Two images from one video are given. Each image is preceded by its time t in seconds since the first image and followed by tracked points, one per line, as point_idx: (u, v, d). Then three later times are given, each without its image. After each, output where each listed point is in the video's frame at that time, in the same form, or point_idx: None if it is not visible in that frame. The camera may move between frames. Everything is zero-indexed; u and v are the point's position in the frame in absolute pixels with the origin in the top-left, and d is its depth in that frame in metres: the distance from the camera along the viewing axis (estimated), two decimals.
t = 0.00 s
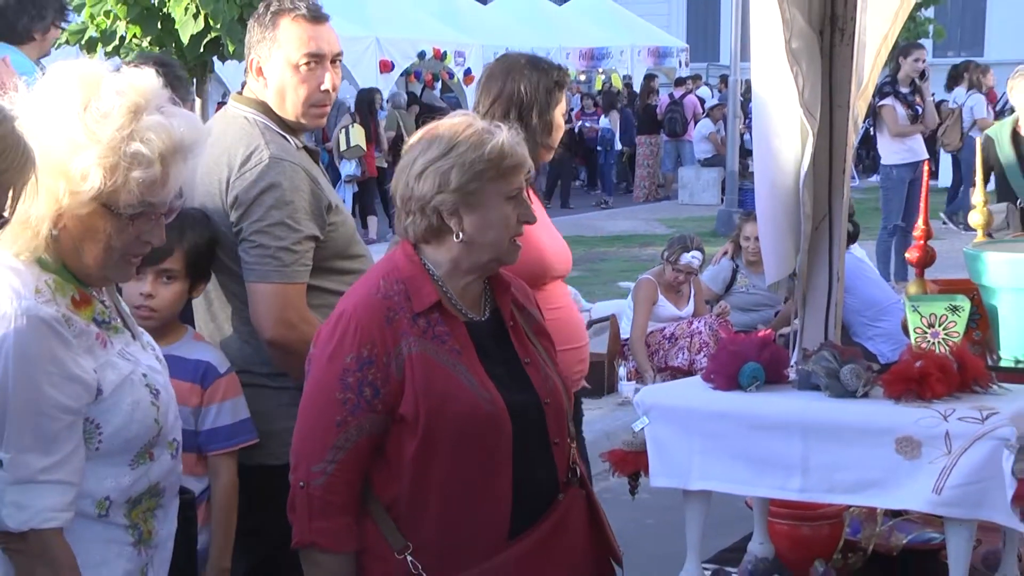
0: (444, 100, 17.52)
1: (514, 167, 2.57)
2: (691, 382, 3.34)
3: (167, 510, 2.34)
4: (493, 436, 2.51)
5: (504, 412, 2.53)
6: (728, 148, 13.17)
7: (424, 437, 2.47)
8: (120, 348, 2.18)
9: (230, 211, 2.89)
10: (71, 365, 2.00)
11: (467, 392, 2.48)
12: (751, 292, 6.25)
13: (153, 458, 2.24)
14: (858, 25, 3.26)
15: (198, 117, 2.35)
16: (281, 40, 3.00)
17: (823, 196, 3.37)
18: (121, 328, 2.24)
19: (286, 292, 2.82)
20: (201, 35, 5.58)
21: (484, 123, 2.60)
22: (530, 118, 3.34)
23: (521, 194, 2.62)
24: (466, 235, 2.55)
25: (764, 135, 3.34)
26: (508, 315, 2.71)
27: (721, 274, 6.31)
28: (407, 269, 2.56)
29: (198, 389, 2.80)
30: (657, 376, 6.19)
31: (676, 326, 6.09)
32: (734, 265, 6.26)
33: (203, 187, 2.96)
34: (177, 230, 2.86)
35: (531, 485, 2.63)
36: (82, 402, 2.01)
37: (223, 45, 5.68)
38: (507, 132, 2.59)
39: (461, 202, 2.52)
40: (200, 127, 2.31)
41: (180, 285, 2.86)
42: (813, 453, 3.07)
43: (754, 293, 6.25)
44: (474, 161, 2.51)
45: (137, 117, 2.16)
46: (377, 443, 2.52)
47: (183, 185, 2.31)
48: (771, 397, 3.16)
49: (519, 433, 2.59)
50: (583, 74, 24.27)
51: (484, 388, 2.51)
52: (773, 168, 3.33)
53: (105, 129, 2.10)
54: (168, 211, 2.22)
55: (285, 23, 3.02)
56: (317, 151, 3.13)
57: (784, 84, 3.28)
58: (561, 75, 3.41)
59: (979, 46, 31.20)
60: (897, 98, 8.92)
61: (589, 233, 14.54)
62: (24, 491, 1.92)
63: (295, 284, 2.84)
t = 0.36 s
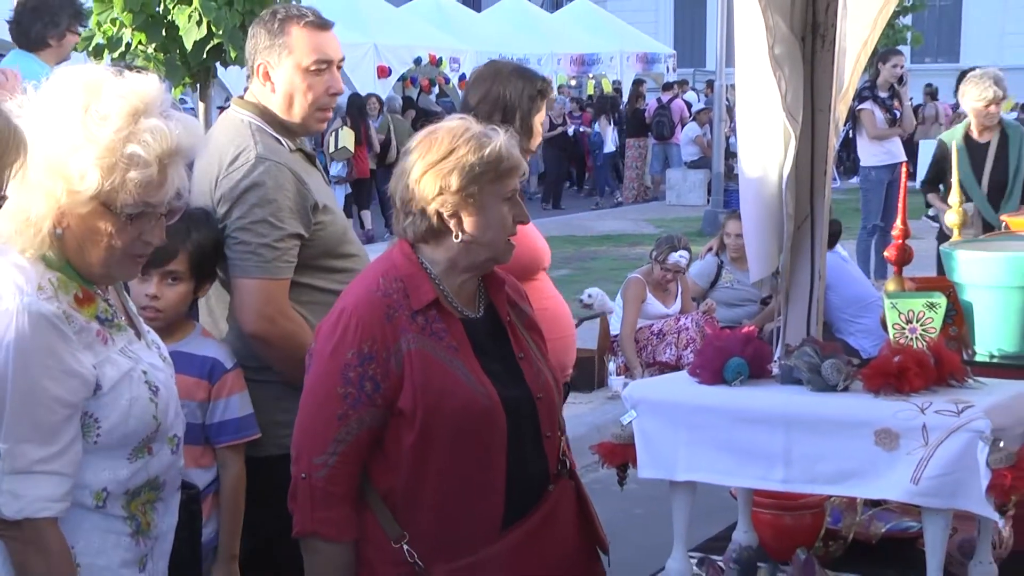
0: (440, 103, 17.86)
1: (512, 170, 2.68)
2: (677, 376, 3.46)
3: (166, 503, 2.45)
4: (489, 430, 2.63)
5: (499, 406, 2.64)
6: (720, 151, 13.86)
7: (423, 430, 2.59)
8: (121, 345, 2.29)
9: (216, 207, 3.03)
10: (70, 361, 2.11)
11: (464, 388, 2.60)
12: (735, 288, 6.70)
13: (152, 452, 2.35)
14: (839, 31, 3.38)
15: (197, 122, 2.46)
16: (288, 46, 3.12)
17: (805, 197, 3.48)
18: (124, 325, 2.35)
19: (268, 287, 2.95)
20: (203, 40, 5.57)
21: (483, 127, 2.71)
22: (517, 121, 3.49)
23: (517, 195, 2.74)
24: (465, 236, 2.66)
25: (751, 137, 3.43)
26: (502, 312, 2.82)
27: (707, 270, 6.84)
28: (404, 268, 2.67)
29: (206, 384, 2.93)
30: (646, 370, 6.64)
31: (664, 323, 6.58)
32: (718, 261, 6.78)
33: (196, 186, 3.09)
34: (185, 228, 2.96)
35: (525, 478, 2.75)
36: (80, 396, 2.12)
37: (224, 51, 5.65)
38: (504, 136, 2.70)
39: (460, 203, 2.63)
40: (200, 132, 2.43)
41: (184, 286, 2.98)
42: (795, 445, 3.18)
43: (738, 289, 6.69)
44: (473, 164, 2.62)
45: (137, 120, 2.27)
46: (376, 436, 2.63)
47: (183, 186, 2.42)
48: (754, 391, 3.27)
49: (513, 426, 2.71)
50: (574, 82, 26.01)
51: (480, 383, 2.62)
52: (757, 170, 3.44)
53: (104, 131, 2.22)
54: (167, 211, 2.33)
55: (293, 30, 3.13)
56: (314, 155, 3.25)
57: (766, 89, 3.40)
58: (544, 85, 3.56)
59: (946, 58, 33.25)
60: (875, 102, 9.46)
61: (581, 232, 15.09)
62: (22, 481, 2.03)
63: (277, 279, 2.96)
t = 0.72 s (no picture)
0: (435, 107, 18.15)
1: (509, 172, 2.80)
2: (666, 370, 3.58)
3: (171, 493, 2.57)
4: (485, 420, 2.75)
5: (494, 398, 2.76)
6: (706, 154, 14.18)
7: (422, 422, 2.70)
8: (126, 341, 2.41)
9: (216, 203, 3.19)
10: (77, 356, 2.22)
11: (461, 380, 2.72)
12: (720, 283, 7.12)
13: (156, 445, 2.46)
14: (821, 38, 3.51)
15: (201, 128, 2.58)
16: (310, 64, 3.32)
17: (789, 197, 3.61)
18: (129, 322, 2.47)
19: (264, 280, 3.11)
20: (207, 47, 5.92)
21: (480, 131, 2.83)
22: (493, 117, 3.92)
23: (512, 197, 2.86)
24: (464, 235, 2.78)
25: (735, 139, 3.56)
26: (495, 309, 2.94)
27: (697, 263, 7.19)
28: (401, 266, 2.79)
29: (210, 381, 3.06)
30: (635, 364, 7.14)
31: (652, 319, 7.04)
32: (707, 255, 7.14)
33: (199, 183, 3.26)
34: (203, 236, 3.07)
35: (517, 467, 2.87)
36: (86, 390, 2.24)
37: (228, 57, 6.01)
38: (499, 139, 2.83)
39: (461, 203, 2.74)
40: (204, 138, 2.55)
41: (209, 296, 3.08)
42: (779, 437, 3.29)
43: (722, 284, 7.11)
44: (475, 165, 2.73)
45: (141, 124, 2.38)
46: (375, 428, 2.74)
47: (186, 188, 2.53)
48: (739, 385, 3.39)
49: (507, 418, 2.83)
50: (566, 86, 26.44)
51: (475, 377, 2.75)
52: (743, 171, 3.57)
53: (109, 134, 2.33)
54: (170, 212, 2.43)
55: (313, 44, 3.33)
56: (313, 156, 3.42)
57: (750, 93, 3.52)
58: (518, 87, 4.01)
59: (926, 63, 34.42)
60: (856, 106, 9.74)
61: (573, 232, 15.36)
62: (30, 472, 2.16)
63: (273, 272, 3.12)
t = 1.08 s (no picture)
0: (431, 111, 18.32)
1: (503, 175, 2.92)
2: (655, 365, 3.70)
3: (177, 483, 2.70)
4: (481, 412, 2.87)
5: (489, 391, 2.88)
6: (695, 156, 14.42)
7: (421, 415, 2.82)
8: (133, 337, 2.53)
9: (229, 199, 3.39)
10: (86, 353, 2.34)
11: (458, 374, 2.84)
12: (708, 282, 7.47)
13: (162, 437, 2.59)
14: (806, 45, 3.63)
15: (210, 134, 2.70)
16: (319, 70, 3.53)
17: (775, 197, 3.74)
18: (136, 319, 2.60)
19: (275, 272, 3.32)
20: (212, 52, 6.15)
21: (475, 135, 2.95)
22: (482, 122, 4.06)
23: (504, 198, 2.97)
24: (459, 236, 2.89)
25: (723, 141, 3.67)
26: (489, 306, 3.07)
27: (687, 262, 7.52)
28: (398, 264, 2.91)
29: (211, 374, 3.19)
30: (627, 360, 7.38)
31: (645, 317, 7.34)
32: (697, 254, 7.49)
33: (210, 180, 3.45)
34: (206, 230, 3.22)
35: (511, 457, 3.00)
36: (95, 386, 2.36)
37: (233, 62, 6.23)
38: (493, 143, 2.95)
39: (455, 205, 2.85)
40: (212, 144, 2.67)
41: (209, 286, 3.22)
42: (765, 429, 3.41)
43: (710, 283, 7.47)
44: (469, 168, 2.85)
45: (157, 129, 2.50)
46: (374, 421, 2.85)
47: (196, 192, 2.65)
48: (727, 380, 3.51)
49: (501, 410, 2.96)
50: (561, 90, 26.67)
51: (471, 371, 2.87)
52: (731, 171, 3.69)
53: (125, 137, 2.44)
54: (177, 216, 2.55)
55: (322, 51, 3.53)
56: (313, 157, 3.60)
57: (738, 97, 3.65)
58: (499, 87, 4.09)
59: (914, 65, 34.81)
60: (840, 111, 9.92)
61: (565, 233, 15.52)
62: (43, 465, 2.27)
63: (284, 265, 3.33)
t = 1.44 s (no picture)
0: (429, 116, 18.57)
1: (498, 179, 3.05)
2: (647, 360, 3.83)
3: (184, 473, 2.83)
4: (474, 404, 3.00)
5: (483, 385, 3.01)
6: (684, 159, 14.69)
7: (418, 408, 2.94)
8: (141, 333, 2.67)
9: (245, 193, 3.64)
10: (98, 348, 2.46)
11: (452, 368, 2.97)
12: (700, 279, 7.67)
13: (170, 429, 2.73)
14: (792, 52, 3.77)
15: (216, 139, 2.83)
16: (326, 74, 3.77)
17: (762, 196, 3.87)
18: (143, 316, 2.73)
19: (289, 261, 3.57)
20: (219, 59, 6.77)
21: (472, 141, 3.08)
22: (476, 130, 4.24)
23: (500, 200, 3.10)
24: (455, 237, 3.02)
25: (712, 143, 3.81)
26: (483, 303, 3.21)
27: (678, 261, 7.73)
28: (395, 263, 3.04)
29: (205, 369, 3.46)
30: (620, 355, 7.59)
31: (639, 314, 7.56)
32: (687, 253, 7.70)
33: (225, 176, 3.70)
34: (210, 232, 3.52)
35: (504, 448, 3.13)
36: (107, 379, 2.48)
37: (239, 69, 6.88)
38: (490, 148, 3.08)
39: (452, 208, 2.98)
40: (216, 148, 2.79)
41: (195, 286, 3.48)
42: (752, 423, 3.53)
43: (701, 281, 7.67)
44: (466, 172, 2.98)
45: (163, 132, 2.62)
46: (372, 414, 2.97)
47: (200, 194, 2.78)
48: (714, 374, 3.64)
49: (495, 403, 3.09)
50: (555, 95, 26.95)
51: (466, 365, 3.00)
52: (720, 172, 3.82)
53: (133, 140, 2.56)
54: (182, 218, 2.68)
55: (328, 57, 3.77)
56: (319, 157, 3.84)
57: (727, 101, 3.77)
58: (485, 96, 4.21)
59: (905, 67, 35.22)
60: (824, 115, 10.12)
61: (561, 232, 15.76)
62: (58, 458, 2.38)
63: (297, 254, 3.59)
